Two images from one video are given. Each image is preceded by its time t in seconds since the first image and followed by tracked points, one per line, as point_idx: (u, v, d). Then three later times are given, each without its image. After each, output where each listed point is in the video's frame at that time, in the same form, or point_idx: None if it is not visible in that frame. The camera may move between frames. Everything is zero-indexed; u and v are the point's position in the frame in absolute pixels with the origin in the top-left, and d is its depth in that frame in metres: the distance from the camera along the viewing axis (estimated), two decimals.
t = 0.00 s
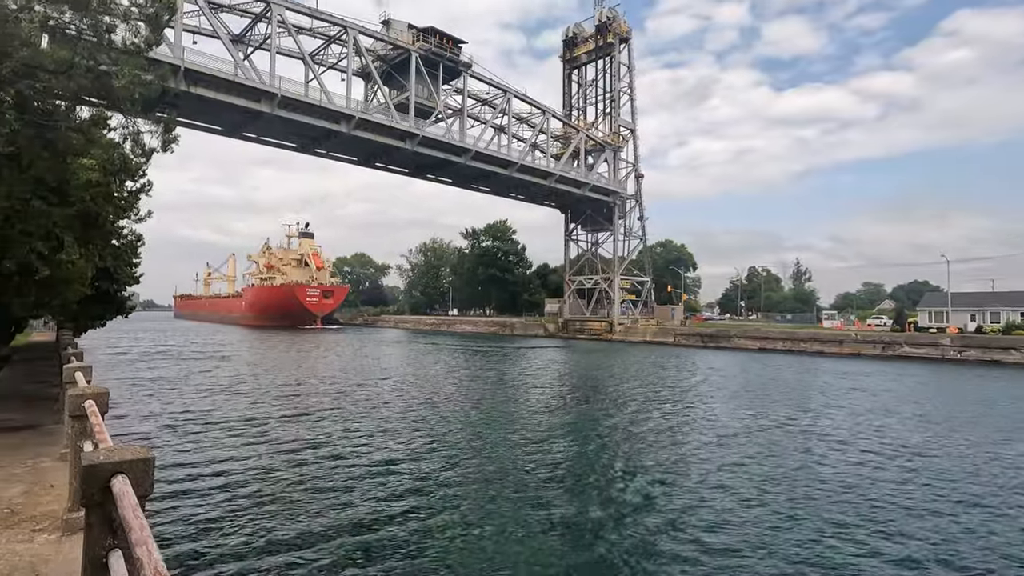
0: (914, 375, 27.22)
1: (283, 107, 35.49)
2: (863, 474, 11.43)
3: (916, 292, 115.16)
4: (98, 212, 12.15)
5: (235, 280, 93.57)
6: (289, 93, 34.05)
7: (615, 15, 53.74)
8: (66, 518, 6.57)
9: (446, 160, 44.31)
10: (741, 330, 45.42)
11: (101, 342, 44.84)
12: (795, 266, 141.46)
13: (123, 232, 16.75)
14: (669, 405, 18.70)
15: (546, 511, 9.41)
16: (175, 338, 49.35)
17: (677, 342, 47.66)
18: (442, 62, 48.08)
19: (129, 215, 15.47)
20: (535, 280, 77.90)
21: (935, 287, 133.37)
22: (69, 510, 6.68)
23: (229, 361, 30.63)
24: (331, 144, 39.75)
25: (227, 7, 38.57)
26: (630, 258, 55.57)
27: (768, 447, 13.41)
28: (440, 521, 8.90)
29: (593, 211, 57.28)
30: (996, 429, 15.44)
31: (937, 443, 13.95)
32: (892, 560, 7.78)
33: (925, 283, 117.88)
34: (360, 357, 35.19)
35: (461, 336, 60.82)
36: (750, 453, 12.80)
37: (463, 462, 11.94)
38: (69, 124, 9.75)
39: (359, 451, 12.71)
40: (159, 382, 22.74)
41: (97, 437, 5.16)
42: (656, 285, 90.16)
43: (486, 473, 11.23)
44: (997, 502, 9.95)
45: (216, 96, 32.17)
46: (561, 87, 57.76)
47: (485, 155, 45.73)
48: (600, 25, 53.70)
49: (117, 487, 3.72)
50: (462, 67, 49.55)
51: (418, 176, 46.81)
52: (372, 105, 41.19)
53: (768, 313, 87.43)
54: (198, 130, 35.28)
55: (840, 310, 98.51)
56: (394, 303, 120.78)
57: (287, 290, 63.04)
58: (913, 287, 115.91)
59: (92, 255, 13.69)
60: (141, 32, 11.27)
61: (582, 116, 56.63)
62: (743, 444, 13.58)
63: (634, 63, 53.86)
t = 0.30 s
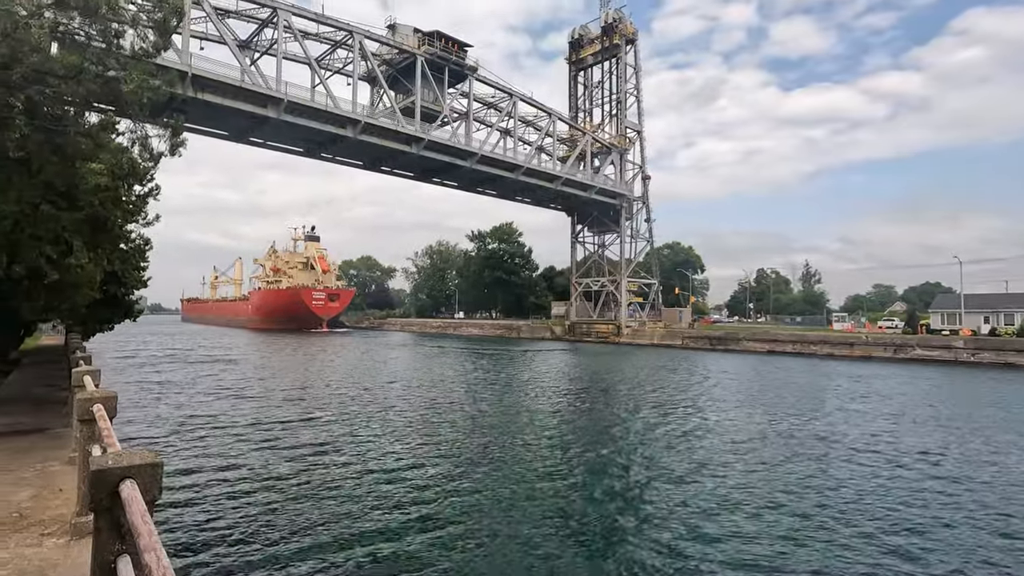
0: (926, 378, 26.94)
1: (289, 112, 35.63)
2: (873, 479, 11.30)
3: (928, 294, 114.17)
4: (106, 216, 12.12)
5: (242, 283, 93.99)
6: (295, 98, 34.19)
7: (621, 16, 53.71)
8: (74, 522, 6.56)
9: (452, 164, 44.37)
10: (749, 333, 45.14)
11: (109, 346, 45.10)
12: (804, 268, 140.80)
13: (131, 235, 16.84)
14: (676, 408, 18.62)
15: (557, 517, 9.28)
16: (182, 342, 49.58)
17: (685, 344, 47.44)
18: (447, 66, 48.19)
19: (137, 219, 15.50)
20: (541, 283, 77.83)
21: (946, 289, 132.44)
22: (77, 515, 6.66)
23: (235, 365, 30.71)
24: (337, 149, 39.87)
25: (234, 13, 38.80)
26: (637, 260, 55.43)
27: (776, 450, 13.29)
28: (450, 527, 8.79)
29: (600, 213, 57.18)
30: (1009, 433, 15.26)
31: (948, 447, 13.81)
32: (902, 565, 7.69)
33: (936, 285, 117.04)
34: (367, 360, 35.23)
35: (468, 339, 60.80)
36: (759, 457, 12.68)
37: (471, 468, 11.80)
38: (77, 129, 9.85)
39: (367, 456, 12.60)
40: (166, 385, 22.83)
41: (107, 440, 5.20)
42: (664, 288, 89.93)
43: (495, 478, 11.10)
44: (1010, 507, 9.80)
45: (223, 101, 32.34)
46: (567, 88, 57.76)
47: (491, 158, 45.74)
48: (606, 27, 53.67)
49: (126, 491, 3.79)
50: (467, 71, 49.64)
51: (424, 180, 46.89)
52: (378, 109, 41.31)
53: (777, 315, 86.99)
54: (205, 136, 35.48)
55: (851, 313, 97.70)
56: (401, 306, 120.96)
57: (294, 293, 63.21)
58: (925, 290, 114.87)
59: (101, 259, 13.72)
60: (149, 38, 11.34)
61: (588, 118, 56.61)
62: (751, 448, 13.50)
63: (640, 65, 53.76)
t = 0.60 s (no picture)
0: (938, 381, 26.66)
1: (296, 116, 35.73)
2: (884, 484, 11.14)
3: (941, 296, 113.12)
4: (113, 220, 12.19)
5: (248, 286, 94.40)
6: (301, 103, 34.30)
7: (627, 17, 53.63)
8: (81, 526, 6.55)
9: (458, 167, 44.40)
10: (758, 335, 44.90)
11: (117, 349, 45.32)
12: (814, 269, 140.07)
13: (138, 238, 16.88)
14: (683, 411, 18.55)
15: (564, 520, 9.21)
16: (190, 345, 49.82)
17: (693, 347, 47.26)
18: (453, 69, 48.27)
19: (144, 223, 15.53)
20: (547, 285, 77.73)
21: (958, 290, 131.38)
22: (85, 518, 6.65)
23: (243, 368, 30.79)
24: (343, 153, 39.95)
25: (241, 18, 38.99)
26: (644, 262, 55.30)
27: (786, 454, 13.15)
28: (456, 531, 8.73)
29: (606, 215, 57.08)
30: None
31: (963, 451, 13.66)
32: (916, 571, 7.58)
33: (948, 286, 116.04)
34: (373, 363, 35.26)
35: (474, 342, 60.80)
36: (768, 462, 12.56)
37: (477, 471, 11.74)
38: (84, 133, 9.90)
39: (372, 460, 12.56)
40: (172, 388, 22.92)
41: (113, 444, 5.22)
42: (671, 290, 89.64)
43: (501, 481, 11.04)
44: None
45: (230, 107, 32.48)
46: (573, 90, 57.72)
47: (497, 162, 45.75)
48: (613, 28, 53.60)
49: (132, 496, 3.78)
50: (473, 74, 49.70)
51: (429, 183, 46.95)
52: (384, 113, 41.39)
53: (785, 317, 86.57)
54: (213, 141, 35.64)
55: (860, 315, 97.03)
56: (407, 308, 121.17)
57: (300, 296, 63.37)
58: (938, 291, 113.83)
59: (108, 263, 13.74)
60: (158, 43, 11.37)
61: (595, 120, 56.56)
62: (760, 451, 13.40)
63: (647, 66, 53.66)
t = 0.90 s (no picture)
0: (953, 385, 26.32)
1: (302, 121, 35.82)
2: (897, 489, 10.99)
3: (954, 298, 111.96)
4: (121, 223, 12.21)
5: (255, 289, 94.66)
6: (307, 108, 34.40)
7: (633, 18, 53.59)
8: (88, 528, 6.52)
9: (464, 170, 44.40)
10: (767, 338, 44.64)
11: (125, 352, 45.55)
12: (823, 270, 138.97)
13: (145, 242, 16.94)
14: (692, 415, 18.43)
15: (568, 525, 9.17)
16: (197, 348, 49.95)
17: (701, 349, 47.02)
18: (459, 73, 48.34)
19: (151, 226, 15.60)
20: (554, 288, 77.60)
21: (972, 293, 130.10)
22: (91, 521, 6.64)
23: (250, 371, 30.84)
24: (349, 156, 40.06)
25: (248, 23, 39.19)
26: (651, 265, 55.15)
27: (797, 459, 13.03)
28: (461, 536, 8.69)
29: (613, 218, 56.96)
30: None
31: (978, 455, 13.48)
32: None
33: (960, 287, 114.86)
34: (380, 366, 35.25)
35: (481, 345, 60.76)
36: (777, 466, 12.43)
37: (483, 475, 11.70)
38: (92, 138, 9.99)
39: (378, 464, 12.54)
40: (179, 392, 22.94)
41: (120, 447, 5.24)
42: (679, 292, 89.26)
43: (507, 486, 11.00)
44: None
45: (236, 112, 32.60)
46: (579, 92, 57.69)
47: (503, 165, 45.75)
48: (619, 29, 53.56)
49: (138, 499, 3.81)
50: (479, 77, 49.75)
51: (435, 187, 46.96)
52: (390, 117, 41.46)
53: (795, 320, 86.03)
54: (219, 145, 35.79)
55: (871, 318, 96.24)
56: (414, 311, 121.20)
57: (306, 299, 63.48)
58: (951, 293, 112.70)
59: (116, 266, 13.82)
60: (165, 48, 11.44)
61: (601, 122, 56.49)
62: (770, 456, 13.29)
63: (653, 67, 53.57)
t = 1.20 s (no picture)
0: (966, 388, 26.06)
1: (307, 125, 35.91)
2: (910, 494, 10.84)
3: (966, 299, 110.99)
4: (128, 225, 12.22)
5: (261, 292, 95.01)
6: (313, 112, 34.50)
7: (640, 18, 53.52)
8: (95, 531, 6.50)
9: (469, 174, 44.44)
10: (776, 340, 44.45)
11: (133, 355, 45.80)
12: (833, 271, 138.04)
13: (153, 245, 17.00)
14: (700, 418, 18.33)
15: (580, 531, 9.06)
16: (205, 351, 50.21)
17: (709, 352, 46.87)
18: (465, 76, 48.40)
19: (158, 229, 15.64)
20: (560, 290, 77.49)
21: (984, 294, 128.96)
22: (98, 524, 6.60)
23: (258, 374, 30.96)
24: (355, 160, 40.16)
25: (254, 28, 39.37)
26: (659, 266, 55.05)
27: (805, 463, 12.92)
28: (473, 543, 8.59)
29: (620, 220, 56.89)
30: None
31: (993, 460, 13.32)
32: None
33: (974, 289, 113.66)
34: (387, 369, 35.32)
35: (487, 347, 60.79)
36: (786, 470, 12.34)
37: (492, 481, 11.59)
38: (99, 141, 9.98)
39: (386, 469, 12.44)
40: (186, 394, 23.00)
41: (128, 451, 5.22)
42: (686, 294, 88.93)
43: (517, 491, 10.88)
44: None
45: (242, 117, 32.75)
46: (586, 93, 57.64)
47: (509, 168, 45.76)
48: (625, 30, 53.50)
49: (143, 501, 3.84)
50: (485, 80, 49.79)
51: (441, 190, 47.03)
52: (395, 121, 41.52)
53: (804, 321, 85.50)
54: (226, 150, 35.95)
55: (881, 319, 95.57)
56: (419, 313, 121.27)
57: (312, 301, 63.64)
58: (963, 295, 111.69)
59: (124, 269, 13.86)
60: (172, 52, 11.46)
61: (607, 124, 56.43)
62: (779, 460, 13.17)
63: (660, 68, 53.47)
